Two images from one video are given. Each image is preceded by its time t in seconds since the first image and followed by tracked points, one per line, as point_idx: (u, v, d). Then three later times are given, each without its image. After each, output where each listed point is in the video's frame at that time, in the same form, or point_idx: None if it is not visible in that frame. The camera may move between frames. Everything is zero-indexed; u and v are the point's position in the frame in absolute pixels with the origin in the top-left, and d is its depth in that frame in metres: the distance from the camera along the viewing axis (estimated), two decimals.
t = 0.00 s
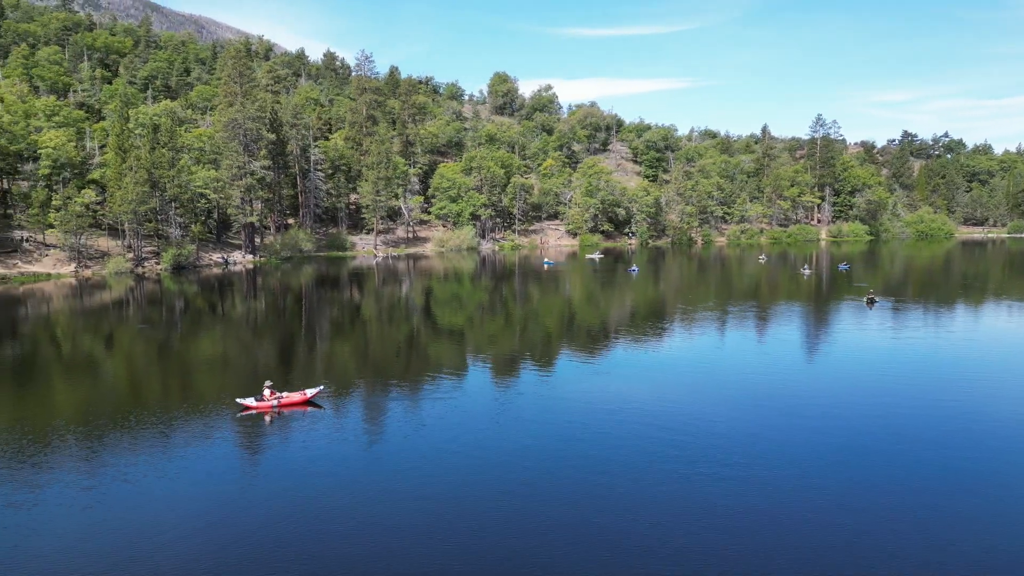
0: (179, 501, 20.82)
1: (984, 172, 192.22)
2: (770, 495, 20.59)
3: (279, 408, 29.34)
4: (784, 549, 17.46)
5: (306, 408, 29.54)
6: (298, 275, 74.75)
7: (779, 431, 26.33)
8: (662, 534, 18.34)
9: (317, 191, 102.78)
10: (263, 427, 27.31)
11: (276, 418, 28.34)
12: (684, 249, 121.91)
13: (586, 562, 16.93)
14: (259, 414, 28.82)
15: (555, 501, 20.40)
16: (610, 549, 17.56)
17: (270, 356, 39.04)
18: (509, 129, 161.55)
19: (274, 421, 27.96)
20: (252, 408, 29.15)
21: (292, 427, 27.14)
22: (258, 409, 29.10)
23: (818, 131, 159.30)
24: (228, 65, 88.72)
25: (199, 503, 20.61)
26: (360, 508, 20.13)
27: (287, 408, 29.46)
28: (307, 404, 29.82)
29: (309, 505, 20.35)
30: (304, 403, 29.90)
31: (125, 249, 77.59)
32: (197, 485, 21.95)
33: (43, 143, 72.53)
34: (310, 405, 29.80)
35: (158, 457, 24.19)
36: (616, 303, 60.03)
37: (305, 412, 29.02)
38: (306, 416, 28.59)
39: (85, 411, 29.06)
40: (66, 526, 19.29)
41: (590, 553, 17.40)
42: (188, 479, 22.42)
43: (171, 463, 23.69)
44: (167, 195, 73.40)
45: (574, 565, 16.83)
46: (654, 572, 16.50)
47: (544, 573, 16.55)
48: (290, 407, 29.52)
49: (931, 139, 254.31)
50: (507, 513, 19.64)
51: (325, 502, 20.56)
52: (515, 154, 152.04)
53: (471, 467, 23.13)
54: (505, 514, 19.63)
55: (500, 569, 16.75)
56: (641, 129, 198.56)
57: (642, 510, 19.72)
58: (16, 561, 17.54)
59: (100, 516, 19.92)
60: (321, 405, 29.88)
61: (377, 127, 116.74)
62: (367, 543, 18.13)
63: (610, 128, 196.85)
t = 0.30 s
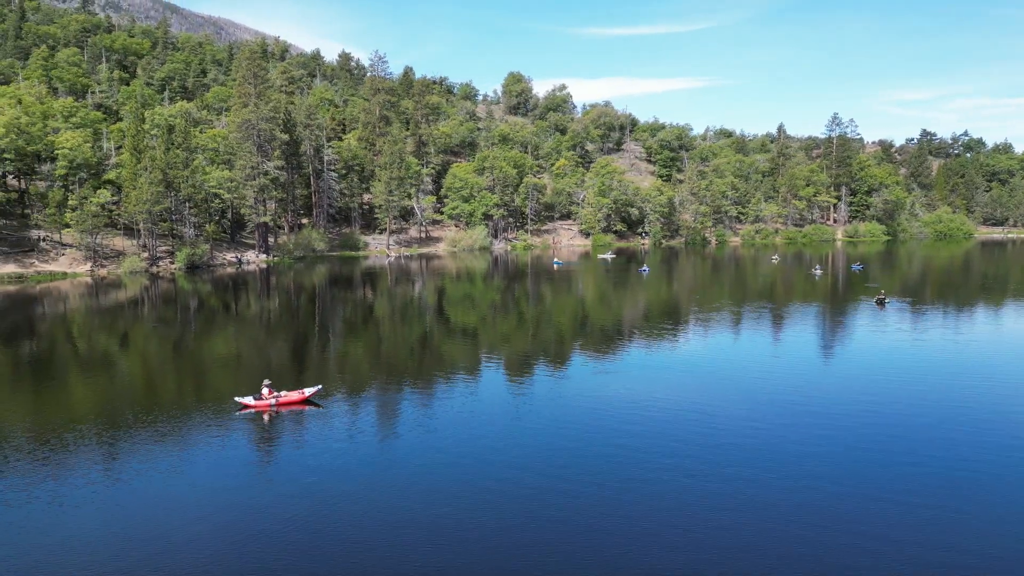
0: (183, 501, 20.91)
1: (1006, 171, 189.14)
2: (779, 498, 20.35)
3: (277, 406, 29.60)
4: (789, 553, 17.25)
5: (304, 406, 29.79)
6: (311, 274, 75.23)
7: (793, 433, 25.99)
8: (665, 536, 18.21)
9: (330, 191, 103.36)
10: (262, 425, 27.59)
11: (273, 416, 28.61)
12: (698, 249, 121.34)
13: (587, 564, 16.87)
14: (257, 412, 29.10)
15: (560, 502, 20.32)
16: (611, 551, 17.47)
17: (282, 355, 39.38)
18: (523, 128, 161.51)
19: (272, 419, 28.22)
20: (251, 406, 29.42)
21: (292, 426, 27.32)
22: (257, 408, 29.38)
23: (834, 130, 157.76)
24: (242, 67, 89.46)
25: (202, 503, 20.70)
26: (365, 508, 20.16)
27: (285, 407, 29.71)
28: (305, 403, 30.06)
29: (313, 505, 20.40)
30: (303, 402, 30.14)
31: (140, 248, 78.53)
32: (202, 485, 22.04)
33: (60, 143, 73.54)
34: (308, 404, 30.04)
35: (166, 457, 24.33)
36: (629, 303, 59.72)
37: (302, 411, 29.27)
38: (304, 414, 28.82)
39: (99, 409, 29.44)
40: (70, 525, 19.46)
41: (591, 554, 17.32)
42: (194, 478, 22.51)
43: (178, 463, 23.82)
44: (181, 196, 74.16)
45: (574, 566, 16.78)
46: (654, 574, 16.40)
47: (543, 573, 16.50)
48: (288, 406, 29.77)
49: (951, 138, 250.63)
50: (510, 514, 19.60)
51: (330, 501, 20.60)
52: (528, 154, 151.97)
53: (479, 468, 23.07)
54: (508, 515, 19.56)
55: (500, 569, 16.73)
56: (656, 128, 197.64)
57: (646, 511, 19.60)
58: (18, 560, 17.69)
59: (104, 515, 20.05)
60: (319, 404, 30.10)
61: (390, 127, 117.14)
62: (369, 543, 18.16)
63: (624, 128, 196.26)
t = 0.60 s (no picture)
0: (186, 501, 20.94)
1: None
2: (787, 500, 20.18)
3: (276, 406, 29.76)
4: (792, 555, 17.16)
5: (302, 406, 29.96)
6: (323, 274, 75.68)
7: (807, 435, 25.71)
8: (668, 536, 18.20)
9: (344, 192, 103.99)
10: (262, 424, 27.82)
11: (271, 416, 28.79)
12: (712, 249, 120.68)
13: (587, 563, 16.92)
14: (256, 411, 29.26)
15: (565, 502, 20.34)
16: (611, 550, 17.49)
17: (295, 354, 39.71)
18: (536, 128, 161.42)
19: (270, 418, 28.42)
20: (249, 405, 29.60)
21: (294, 426, 27.45)
22: (255, 407, 29.57)
23: (851, 129, 156.22)
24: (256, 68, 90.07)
25: (209, 502, 20.86)
26: (370, 507, 20.25)
27: (283, 407, 29.88)
28: (303, 402, 30.25)
29: (318, 504, 20.51)
30: (302, 402, 30.33)
31: (155, 248, 79.41)
32: (206, 485, 22.07)
33: (77, 145, 74.55)
34: (307, 404, 30.23)
35: (170, 456, 24.43)
36: (642, 304, 59.44)
37: (301, 410, 29.45)
38: (303, 414, 29.02)
39: (116, 407, 29.85)
40: (84, 521, 19.77)
41: (591, 554, 17.35)
42: (197, 479, 22.56)
43: (186, 461, 24.03)
44: (195, 196, 74.83)
45: (574, 566, 16.84)
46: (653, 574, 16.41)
47: (543, 572, 16.57)
48: (286, 405, 29.94)
49: (972, 137, 247.05)
50: (514, 513, 19.67)
51: (336, 500, 20.74)
52: (541, 154, 151.90)
53: (485, 467, 23.16)
54: (512, 515, 19.60)
55: (500, 568, 16.83)
56: (670, 127, 196.61)
57: (649, 512, 19.58)
58: (20, 559, 17.79)
59: (106, 515, 20.10)
60: (317, 403, 30.30)
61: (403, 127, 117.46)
62: (372, 542, 18.24)
63: (638, 128, 195.66)
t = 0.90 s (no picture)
0: (189, 501, 21.03)
1: None
2: (795, 502, 20.06)
3: (275, 405, 29.88)
4: (799, 556, 17.05)
5: (301, 405, 30.09)
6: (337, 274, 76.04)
7: (823, 438, 25.44)
8: (676, 537, 18.14)
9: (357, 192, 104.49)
10: (263, 423, 27.98)
11: (271, 415, 28.93)
12: (727, 249, 119.85)
13: (587, 562, 16.94)
14: (254, 411, 29.40)
15: (569, 502, 20.34)
16: (613, 551, 17.48)
17: (308, 353, 39.96)
18: (550, 128, 161.22)
19: (270, 418, 28.56)
20: (248, 405, 29.75)
21: (295, 426, 27.46)
22: (254, 406, 29.72)
23: (869, 128, 154.73)
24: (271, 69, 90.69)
25: (223, 499, 21.12)
26: (376, 506, 20.34)
27: (282, 406, 30.00)
28: (302, 402, 30.38)
29: (324, 503, 20.65)
30: (300, 401, 30.45)
31: (170, 248, 80.20)
32: (209, 486, 22.13)
33: (94, 146, 75.50)
34: (305, 403, 30.36)
35: (175, 456, 24.54)
36: (656, 304, 59.06)
37: (299, 409, 29.58)
38: (303, 413, 29.14)
39: (131, 406, 30.22)
40: (102, 517, 20.07)
41: (592, 553, 17.38)
42: (201, 479, 22.64)
43: (202, 459, 24.33)
44: (210, 196, 75.43)
45: (573, 564, 16.89)
46: (656, 574, 16.41)
47: (544, 572, 16.61)
48: (285, 405, 30.06)
49: (993, 136, 243.52)
50: (518, 512, 19.74)
51: (340, 499, 20.86)
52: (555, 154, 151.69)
53: (493, 467, 23.19)
54: (517, 514, 19.68)
55: (501, 567, 16.89)
56: (685, 127, 195.53)
57: (655, 513, 19.49)
58: (40, 555, 18.10)
59: (110, 516, 20.16)
60: (316, 403, 30.42)
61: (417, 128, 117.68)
62: (381, 540, 18.36)
63: (653, 127, 194.85)
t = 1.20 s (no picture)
0: (198, 498, 21.22)
1: None
2: (804, 503, 19.85)
3: (273, 404, 30.16)
4: (803, 555, 17.06)
5: (300, 404, 30.36)
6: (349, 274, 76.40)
7: (835, 439, 25.27)
8: (681, 535, 18.18)
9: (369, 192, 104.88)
10: (262, 421, 28.30)
11: (269, 413, 29.24)
12: (741, 249, 118.99)
13: (589, 561, 16.99)
14: (253, 409, 29.76)
15: (571, 503, 20.28)
16: (617, 548, 17.56)
17: (321, 352, 40.25)
18: (562, 128, 160.89)
19: (269, 416, 28.87)
20: (247, 403, 30.14)
21: (293, 425, 27.67)
22: (253, 404, 30.07)
23: (885, 127, 153.05)
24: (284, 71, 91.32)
25: (236, 495, 21.42)
26: (379, 506, 20.36)
27: (280, 404, 30.29)
28: (300, 400, 30.65)
29: (333, 499, 20.88)
30: (297, 400, 30.74)
31: (184, 247, 80.96)
32: (222, 482, 22.44)
33: (109, 147, 76.44)
34: (303, 402, 30.62)
35: (179, 455, 24.64)
36: (669, 304, 58.74)
37: (297, 408, 29.85)
38: (302, 412, 29.43)
39: (146, 403, 30.63)
40: (118, 512, 20.43)
41: (596, 551, 17.47)
42: (209, 476, 22.83)
43: (215, 455, 24.68)
44: (223, 196, 76.03)
45: (573, 566, 16.80)
46: (659, 571, 16.49)
47: (546, 572, 16.59)
48: (283, 403, 30.32)
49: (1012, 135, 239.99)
50: (523, 512, 19.73)
51: (343, 498, 20.94)
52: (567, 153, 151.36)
53: (500, 466, 23.29)
54: (523, 512, 19.81)
55: (499, 568, 16.86)
56: (699, 126, 194.30)
57: (656, 514, 19.38)
58: (57, 548, 18.47)
59: (112, 516, 20.22)
60: (314, 402, 30.69)
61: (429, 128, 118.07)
62: (388, 536, 18.58)
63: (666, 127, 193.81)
